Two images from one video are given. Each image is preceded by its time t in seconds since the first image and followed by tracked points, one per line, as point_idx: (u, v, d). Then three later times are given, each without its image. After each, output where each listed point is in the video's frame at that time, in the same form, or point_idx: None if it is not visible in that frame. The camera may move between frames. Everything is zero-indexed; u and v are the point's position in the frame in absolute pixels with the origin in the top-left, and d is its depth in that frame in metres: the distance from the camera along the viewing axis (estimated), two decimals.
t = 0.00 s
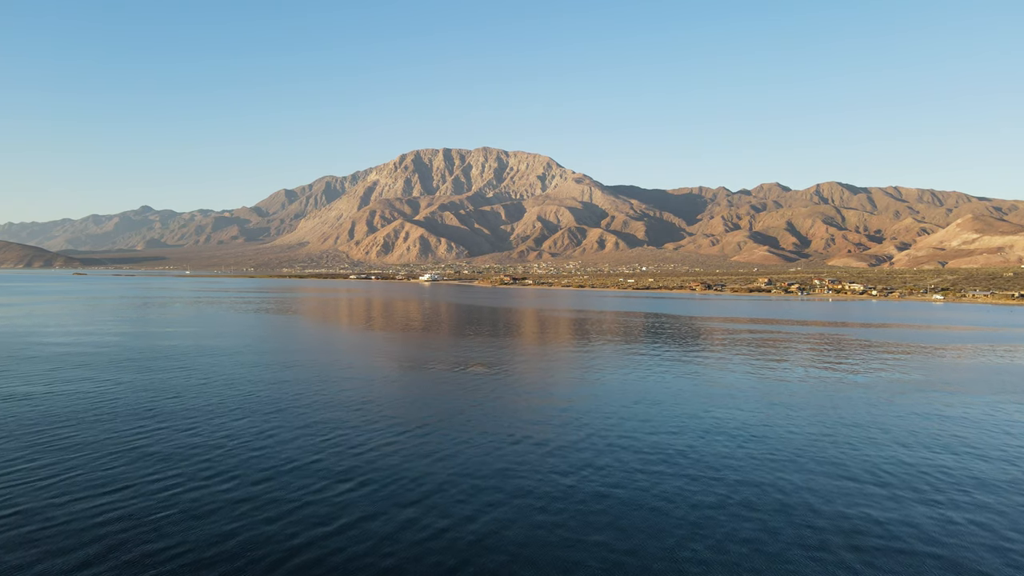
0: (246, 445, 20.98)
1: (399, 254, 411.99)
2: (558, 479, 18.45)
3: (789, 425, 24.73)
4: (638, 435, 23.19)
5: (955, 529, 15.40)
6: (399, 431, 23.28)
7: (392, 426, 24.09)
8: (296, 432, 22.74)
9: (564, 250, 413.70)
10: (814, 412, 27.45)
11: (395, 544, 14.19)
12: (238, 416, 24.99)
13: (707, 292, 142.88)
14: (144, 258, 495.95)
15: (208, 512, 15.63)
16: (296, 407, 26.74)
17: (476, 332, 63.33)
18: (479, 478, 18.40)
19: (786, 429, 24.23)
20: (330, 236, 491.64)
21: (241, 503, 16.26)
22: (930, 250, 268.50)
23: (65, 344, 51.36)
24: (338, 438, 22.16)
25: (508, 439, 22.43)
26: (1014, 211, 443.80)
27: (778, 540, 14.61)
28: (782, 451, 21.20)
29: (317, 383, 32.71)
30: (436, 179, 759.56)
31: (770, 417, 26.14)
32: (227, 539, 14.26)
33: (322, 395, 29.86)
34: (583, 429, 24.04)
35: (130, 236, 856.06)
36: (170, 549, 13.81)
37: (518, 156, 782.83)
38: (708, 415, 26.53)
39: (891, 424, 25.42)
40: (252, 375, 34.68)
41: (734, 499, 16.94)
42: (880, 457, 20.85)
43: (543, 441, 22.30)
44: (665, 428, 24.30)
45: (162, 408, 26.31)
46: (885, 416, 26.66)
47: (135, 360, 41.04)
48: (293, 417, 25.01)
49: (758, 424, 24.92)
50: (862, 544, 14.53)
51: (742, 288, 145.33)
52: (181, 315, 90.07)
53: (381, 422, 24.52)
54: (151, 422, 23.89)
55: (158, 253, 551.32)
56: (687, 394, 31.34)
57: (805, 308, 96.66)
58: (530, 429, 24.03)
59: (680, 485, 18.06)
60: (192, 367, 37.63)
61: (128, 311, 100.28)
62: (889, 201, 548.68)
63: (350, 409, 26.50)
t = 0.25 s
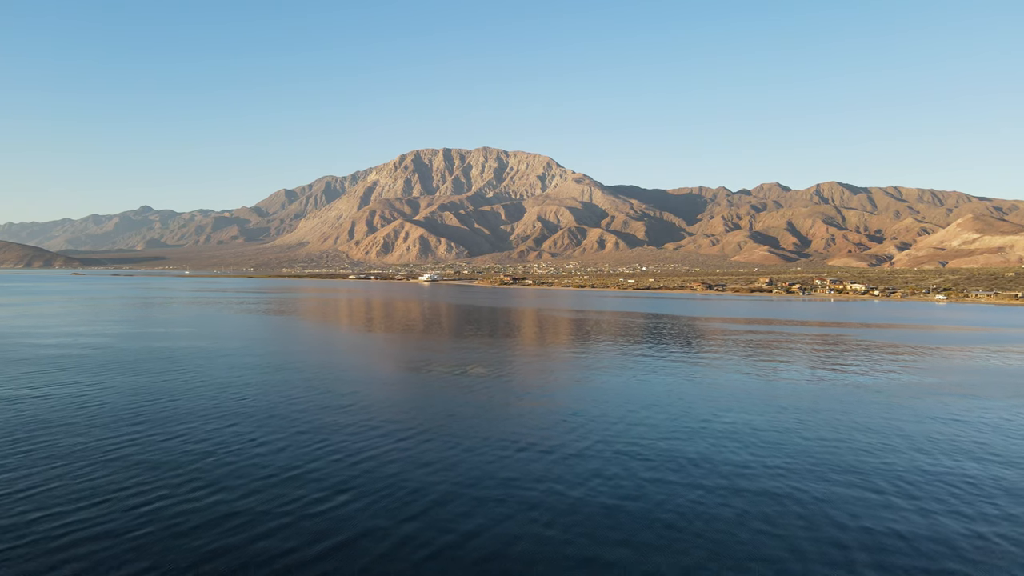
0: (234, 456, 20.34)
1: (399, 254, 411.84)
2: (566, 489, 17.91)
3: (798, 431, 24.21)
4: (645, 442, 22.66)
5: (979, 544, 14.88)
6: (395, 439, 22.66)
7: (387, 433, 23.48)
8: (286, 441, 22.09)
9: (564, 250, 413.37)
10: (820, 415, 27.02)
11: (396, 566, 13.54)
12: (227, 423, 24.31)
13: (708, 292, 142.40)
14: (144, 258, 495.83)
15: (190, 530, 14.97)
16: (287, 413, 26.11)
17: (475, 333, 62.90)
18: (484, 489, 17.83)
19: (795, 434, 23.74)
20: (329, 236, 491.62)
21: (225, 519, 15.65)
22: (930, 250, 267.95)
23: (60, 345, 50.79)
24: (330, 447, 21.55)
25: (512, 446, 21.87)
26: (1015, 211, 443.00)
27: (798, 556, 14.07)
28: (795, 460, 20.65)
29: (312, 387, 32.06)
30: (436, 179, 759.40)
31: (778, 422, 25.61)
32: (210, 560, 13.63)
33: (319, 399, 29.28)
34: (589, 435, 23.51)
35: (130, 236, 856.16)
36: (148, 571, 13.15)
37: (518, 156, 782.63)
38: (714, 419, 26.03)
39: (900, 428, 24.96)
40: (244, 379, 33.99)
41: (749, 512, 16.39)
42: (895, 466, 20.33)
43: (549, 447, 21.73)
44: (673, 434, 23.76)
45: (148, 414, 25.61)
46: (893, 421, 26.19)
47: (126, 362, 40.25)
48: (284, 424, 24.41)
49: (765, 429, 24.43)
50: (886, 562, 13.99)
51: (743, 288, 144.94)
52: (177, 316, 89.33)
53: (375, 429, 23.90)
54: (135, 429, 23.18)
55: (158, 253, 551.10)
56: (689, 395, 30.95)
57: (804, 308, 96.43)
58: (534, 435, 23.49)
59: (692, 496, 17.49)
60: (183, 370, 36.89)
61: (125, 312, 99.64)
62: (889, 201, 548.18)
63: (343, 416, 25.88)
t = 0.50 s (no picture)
0: (221, 466, 19.76)
1: (399, 254, 411.66)
2: (573, 500, 17.51)
3: (808, 437, 23.79)
4: (653, 449, 22.15)
5: (1003, 562, 14.43)
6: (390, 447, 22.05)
7: (382, 440, 22.95)
8: (275, 450, 21.51)
9: (563, 250, 413.19)
10: (825, 419, 26.69)
11: None
12: (213, 431, 23.73)
13: (708, 292, 142.11)
14: (144, 258, 495.64)
15: (171, 550, 14.39)
16: (277, 420, 25.49)
17: (475, 334, 62.56)
18: (489, 501, 17.34)
19: (803, 440, 23.37)
20: (329, 236, 491.50)
21: (208, 537, 15.09)
22: (930, 250, 267.70)
23: (56, 347, 50.42)
24: (320, 456, 20.91)
25: (517, 455, 21.31)
26: (1015, 211, 442.91)
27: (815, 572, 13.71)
28: (807, 469, 20.19)
29: (305, 391, 31.43)
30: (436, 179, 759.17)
31: (786, 427, 25.16)
32: None
33: (315, 403, 28.76)
34: (596, 441, 22.98)
35: (130, 236, 855.92)
36: None
37: (518, 155, 782.50)
38: (721, 423, 25.60)
39: (910, 434, 24.57)
40: (234, 382, 33.26)
41: (765, 528, 15.85)
42: (910, 475, 19.93)
43: (553, 456, 21.22)
44: (681, 440, 23.29)
45: (132, 421, 24.90)
46: (901, 425, 25.83)
47: (115, 365, 39.47)
48: (274, 431, 23.82)
49: (774, 435, 24.00)
50: None
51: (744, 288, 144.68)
52: (174, 317, 88.67)
53: (369, 436, 23.36)
54: (119, 437, 22.54)
55: (158, 252, 550.67)
56: (692, 397, 30.70)
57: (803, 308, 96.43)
58: (539, 440, 23.00)
59: (702, 509, 17.01)
60: (173, 373, 36.18)
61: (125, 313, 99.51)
62: (889, 201, 547.87)
63: (335, 422, 25.25)
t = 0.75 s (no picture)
0: (206, 476, 18.55)
1: (398, 254, 411.23)
2: (582, 505, 16.66)
3: (822, 440, 22.80)
4: (661, 453, 21.10)
5: None
6: (386, 453, 20.93)
7: (377, 445, 21.79)
8: (265, 457, 20.33)
9: (564, 250, 412.87)
10: (835, 421, 25.88)
11: None
12: (200, 436, 22.47)
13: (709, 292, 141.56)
14: (144, 258, 495.52)
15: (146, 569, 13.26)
16: (267, 424, 24.26)
17: (474, 335, 61.75)
18: (488, 509, 16.29)
19: (815, 442, 22.50)
20: (328, 236, 491.33)
21: (187, 554, 13.95)
22: (931, 250, 267.36)
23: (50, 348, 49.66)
24: (312, 464, 19.73)
25: (521, 458, 20.48)
26: (1015, 211, 442.76)
27: None
28: (822, 474, 19.19)
29: (298, 393, 30.29)
30: (436, 179, 759.03)
31: (797, 430, 24.21)
32: None
33: (311, 405, 27.76)
34: (600, 445, 21.93)
35: (130, 236, 855.91)
36: None
37: (518, 156, 782.55)
38: (728, 426, 24.67)
39: (925, 436, 23.69)
40: (224, 385, 32.02)
41: (782, 538, 14.86)
42: (931, 479, 18.97)
43: (556, 460, 20.18)
44: (689, 443, 22.26)
45: (115, 426, 23.62)
46: (915, 427, 24.96)
47: (103, 366, 38.24)
48: (265, 436, 22.72)
49: (786, 437, 23.20)
50: None
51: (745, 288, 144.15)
52: (170, 317, 87.48)
53: (364, 442, 22.20)
54: (99, 445, 21.24)
55: (158, 253, 550.52)
56: (696, 400, 29.94)
57: (803, 308, 95.88)
58: (541, 445, 21.93)
59: (718, 515, 16.11)
60: (161, 375, 34.91)
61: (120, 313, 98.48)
62: (889, 201, 547.70)
63: (328, 426, 24.07)
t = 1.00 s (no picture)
0: (191, 486, 17.90)
1: (398, 254, 411.13)
2: (594, 521, 16.22)
3: (829, 447, 22.50)
4: (668, 460, 20.77)
5: None
6: (380, 464, 20.34)
7: (372, 455, 21.23)
8: (254, 467, 19.66)
9: (564, 250, 412.89)
10: (840, 424, 25.70)
11: None
12: (187, 442, 21.80)
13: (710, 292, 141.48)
14: (144, 258, 495.54)
15: None
16: (258, 430, 23.62)
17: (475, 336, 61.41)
18: (492, 522, 15.98)
19: (825, 449, 22.17)
20: (328, 236, 491.56)
21: None
22: (931, 250, 267.11)
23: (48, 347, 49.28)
24: (303, 475, 19.12)
25: (529, 468, 20.06)
26: (1016, 210, 442.41)
27: None
28: (831, 483, 18.89)
29: (292, 398, 29.71)
30: (436, 179, 758.99)
31: (804, 435, 23.90)
32: None
33: (309, 410, 27.21)
34: (606, 452, 21.60)
35: (130, 236, 856.03)
36: None
37: (518, 156, 782.79)
38: (734, 431, 24.38)
39: (931, 441, 23.49)
40: (217, 388, 31.37)
41: (799, 555, 14.51)
42: (943, 488, 18.69)
43: (561, 468, 19.91)
44: (695, 450, 21.92)
45: (100, 432, 22.92)
46: (922, 432, 24.71)
47: (95, 367, 37.58)
48: (255, 443, 21.98)
49: (795, 444, 22.83)
50: None
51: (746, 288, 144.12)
52: (168, 318, 86.94)
53: (357, 451, 21.59)
54: (82, 451, 20.54)
55: (157, 252, 550.37)
56: (701, 402, 29.71)
57: (804, 309, 95.72)
58: (546, 452, 21.61)
59: (735, 532, 15.63)
60: (153, 377, 34.21)
61: (119, 313, 98.12)
62: (890, 201, 547.37)
63: (321, 434, 23.42)
